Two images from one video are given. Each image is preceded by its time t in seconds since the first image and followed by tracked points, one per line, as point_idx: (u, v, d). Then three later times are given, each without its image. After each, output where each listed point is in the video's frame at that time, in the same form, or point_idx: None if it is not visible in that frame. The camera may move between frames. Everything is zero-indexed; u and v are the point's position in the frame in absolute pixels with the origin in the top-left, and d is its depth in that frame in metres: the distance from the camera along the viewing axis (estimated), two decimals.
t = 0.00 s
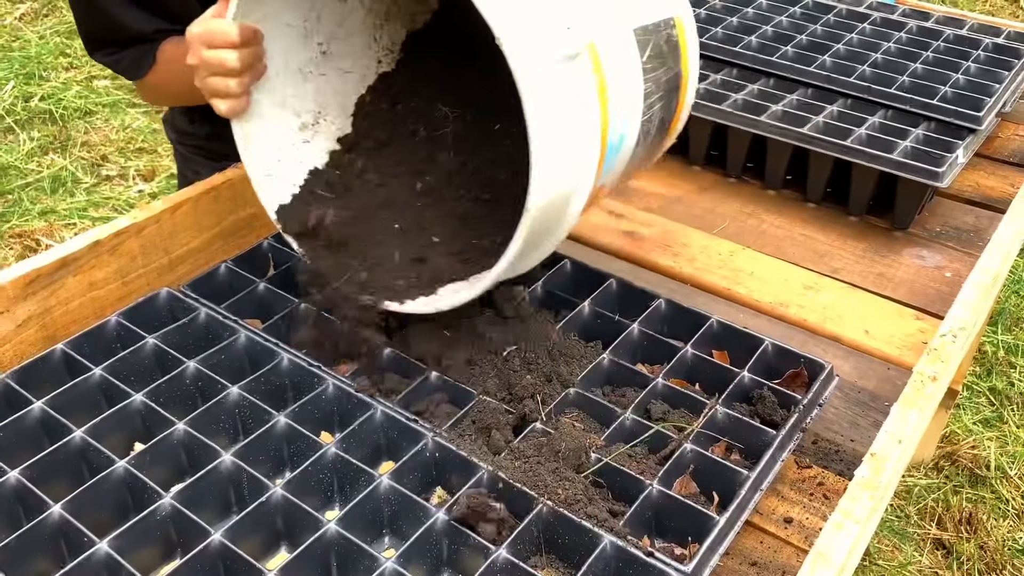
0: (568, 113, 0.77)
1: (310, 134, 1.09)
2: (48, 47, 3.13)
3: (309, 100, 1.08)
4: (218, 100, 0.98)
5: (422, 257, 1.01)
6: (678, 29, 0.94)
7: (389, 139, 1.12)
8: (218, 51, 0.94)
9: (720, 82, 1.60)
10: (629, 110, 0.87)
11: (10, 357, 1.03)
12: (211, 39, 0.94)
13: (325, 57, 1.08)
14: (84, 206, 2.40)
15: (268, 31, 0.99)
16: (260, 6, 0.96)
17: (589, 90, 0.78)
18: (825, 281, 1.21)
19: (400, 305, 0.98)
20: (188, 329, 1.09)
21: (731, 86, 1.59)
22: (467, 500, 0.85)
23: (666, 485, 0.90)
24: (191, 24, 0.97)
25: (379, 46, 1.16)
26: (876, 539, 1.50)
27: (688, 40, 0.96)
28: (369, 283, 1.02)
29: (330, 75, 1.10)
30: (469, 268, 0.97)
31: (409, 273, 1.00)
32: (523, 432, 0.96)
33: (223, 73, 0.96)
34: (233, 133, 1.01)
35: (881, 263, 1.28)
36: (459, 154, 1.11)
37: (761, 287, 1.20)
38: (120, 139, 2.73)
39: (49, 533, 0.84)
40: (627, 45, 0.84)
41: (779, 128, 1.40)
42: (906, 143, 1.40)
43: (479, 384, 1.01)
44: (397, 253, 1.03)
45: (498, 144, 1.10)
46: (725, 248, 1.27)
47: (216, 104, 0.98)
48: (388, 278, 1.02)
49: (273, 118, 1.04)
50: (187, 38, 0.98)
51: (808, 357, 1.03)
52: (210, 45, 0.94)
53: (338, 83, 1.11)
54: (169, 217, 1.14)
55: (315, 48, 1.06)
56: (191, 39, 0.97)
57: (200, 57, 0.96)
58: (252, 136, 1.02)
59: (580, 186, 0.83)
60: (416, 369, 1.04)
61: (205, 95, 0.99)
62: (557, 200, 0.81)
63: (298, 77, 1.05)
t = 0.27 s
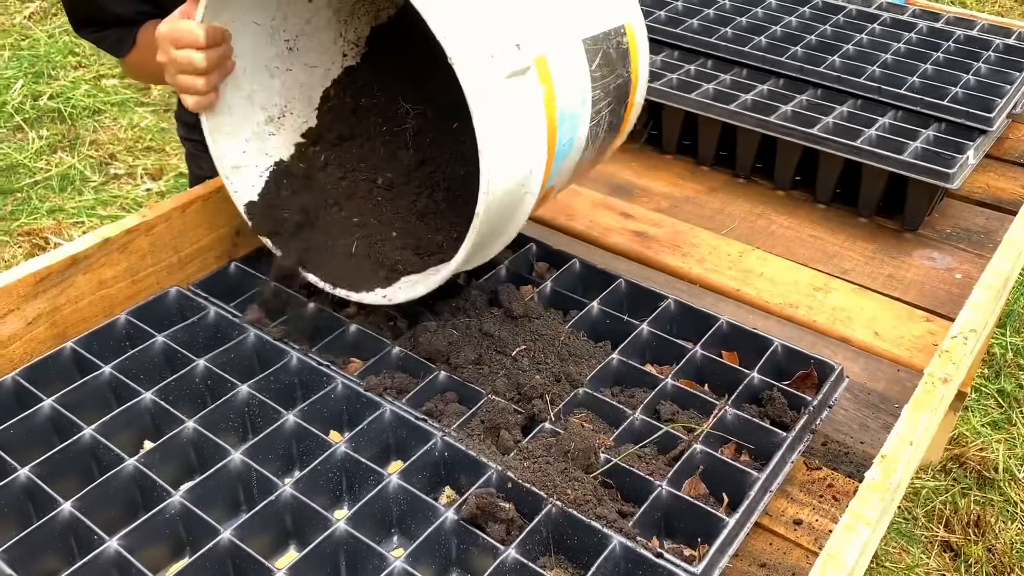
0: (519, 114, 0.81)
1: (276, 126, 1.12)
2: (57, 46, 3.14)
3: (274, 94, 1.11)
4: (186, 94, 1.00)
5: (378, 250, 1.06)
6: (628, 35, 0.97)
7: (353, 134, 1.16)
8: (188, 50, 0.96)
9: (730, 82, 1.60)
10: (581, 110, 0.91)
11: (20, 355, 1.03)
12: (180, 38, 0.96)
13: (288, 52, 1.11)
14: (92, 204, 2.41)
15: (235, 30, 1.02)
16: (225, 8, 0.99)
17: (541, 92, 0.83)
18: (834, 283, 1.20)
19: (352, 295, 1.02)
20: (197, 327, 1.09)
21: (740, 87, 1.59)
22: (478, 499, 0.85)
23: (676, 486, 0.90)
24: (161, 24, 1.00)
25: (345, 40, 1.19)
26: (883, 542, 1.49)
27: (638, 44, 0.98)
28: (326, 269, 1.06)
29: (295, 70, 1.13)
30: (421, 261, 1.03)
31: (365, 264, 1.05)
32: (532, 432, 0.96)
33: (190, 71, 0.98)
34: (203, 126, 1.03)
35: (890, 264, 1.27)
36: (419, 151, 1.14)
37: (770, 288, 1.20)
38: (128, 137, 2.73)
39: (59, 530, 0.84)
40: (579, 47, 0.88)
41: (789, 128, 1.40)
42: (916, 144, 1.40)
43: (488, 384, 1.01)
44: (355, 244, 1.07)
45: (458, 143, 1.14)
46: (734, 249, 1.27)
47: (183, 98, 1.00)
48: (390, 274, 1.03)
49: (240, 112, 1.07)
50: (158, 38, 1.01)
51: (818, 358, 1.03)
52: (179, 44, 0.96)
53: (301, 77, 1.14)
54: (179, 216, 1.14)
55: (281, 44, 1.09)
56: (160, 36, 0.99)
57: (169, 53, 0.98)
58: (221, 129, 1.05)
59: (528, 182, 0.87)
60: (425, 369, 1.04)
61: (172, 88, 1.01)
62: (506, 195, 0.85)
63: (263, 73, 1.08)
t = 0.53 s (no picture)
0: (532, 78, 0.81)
1: (292, 94, 1.13)
2: (69, 44, 3.16)
3: (290, 62, 1.12)
4: (214, 58, 1.02)
5: (395, 210, 1.11)
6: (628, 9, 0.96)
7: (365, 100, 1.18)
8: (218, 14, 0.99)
9: (740, 78, 1.59)
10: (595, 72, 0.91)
11: (31, 347, 1.04)
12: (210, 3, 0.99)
13: (304, 20, 1.12)
14: (103, 200, 2.42)
15: None
16: None
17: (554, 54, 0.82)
18: (845, 279, 1.20)
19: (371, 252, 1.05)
20: (208, 320, 1.09)
21: (751, 83, 1.58)
22: (488, 492, 0.85)
23: (686, 481, 0.90)
24: None
25: (354, 11, 1.19)
26: (893, 540, 1.49)
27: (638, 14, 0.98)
28: (344, 228, 1.11)
29: (311, 38, 1.14)
30: (434, 219, 1.09)
31: (381, 224, 1.10)
32: (542, 425, 0.96)
33: (221, 35, 1.00)
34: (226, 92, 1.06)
35: (902, 261, 1.27)
36: (430, 118, 1.17)
37: (781, 284, 1.19)
38: (138, 134, 2.74)
39: (70, 520, 0.84)
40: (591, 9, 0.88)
41: (800, 123, 1.39)
42: (928, 140, 1.39)
43: (497, 377, 1.01)
44: (373, 204, 1.12)
45: (465, 112, 1.16)
46: (745, 244, 1.27)
47: (211, 62, 1.02)
48: (406, 237, 1.08)
49: (259, 78, 1.09)
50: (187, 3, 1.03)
51: (829, 354, 1.02)
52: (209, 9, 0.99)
53: (316, 45, 1.15)
54: (189, 210, 1.15)
55: (297, 12, 1.11)
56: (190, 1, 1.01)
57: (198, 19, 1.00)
58: (242, 94, 1.08)
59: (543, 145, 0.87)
60: (435, 362, 1.04)
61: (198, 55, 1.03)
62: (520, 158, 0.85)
63: (281, 40, 1.10)
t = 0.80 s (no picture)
0: (598, 34, 0.88)
1: (349, 78, 1.19)
2: (79, 44, 3.18)
3: (346, 47, 1.17)
4: (280, 48, 1.07)
5: (464, 180, 1.18)
6: None
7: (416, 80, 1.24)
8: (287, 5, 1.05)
9: (750, 79, 1.59)
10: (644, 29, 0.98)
11: (43, 347, 1.04)
12: None
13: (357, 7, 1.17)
14: (113, 200, 2.43)
15: None
16: None
17: (617, 14, 0.90)
18: (854, 281, 1.20)
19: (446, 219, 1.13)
20: (218, 321, 1.10)
21: (760, 84, 1.58)
22: (495, 494, 0.85)
23: (694, 483, 0.90)
24: None
25: None
26: (902, 543, 1.48)
27: None
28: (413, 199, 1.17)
29: (361, 24, 1.19)
30: (502, 186, 1.16)
31: (452, 193, 1.17)
32: (550, 427, 0.96)
33: (289, 25, 1.05)
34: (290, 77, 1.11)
35: (911, 263, 1.26)
36: (482, 92, 1.24)
37: (790, 286, 1.19)
38: (148, 134, 2.76)
39: (81, 519, 0.85)
40: None
41: (810, 125, 1.39)
42: (939, 141, 1.38)
43: (506, 378, 1.01)
44: (441, 175, 1.19)
45: (516, 84, 1.24)
46: (754, 246, 1.26)
47: (277, 51, 1.07)
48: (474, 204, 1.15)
49: (322, 65, 1.14)
50: None
51: (838, 356, 1.02)
52: None
53: (366, 31, 1.20)
54: (199, 210, 1.15)
55: None
56: None
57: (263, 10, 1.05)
58: (308, 79, 1.13)
59: (601, 105, 0.95)
60: (443, 363, 1.04)
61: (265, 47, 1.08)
62: (583, 115, 0.93)
63: (337, 26, 1.14)
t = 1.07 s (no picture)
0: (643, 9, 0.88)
1: (400, 59, 1.20)
2: (86, 48, 3.19)
3: (393, 30, 1.17)
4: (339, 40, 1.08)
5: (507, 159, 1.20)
6: None
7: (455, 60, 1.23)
8: None
9: (755, 84, 1.59)
10: None
11: (51, 351, 1.05)
12: None
13: None
14: (120, 203, 2.44)
15: None
16: None
17: None
18: (859, 285, 1.20)
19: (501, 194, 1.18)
20: (225, 325, 1.11)
21: (765, 88, 1.58)
22: (500, 498, 0.85)
23: (699, 488, 0.90)
24: None
25: None
26: (907, 547, 1.48)
27: None
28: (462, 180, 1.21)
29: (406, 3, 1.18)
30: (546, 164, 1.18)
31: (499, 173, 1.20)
32: (555, 431, 0.96)
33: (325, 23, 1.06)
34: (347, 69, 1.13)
35: (916, 267, 1.26)
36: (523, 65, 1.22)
37: (795, 290, 1.19)
38: (154, 138, 2.77)
39: (89, 523, 0.86)
40: None
41: (815, 130, 1.39)
42: (944, 146, 1.38)
43: (511, 383, 1.01)
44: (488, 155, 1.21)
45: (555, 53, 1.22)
46: (759, 251, 1.27)
47: (338, 44, 1.08)
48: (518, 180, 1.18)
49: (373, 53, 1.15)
50: None
51: (843, 361, 1.02)
52: None
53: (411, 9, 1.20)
54: (206, 215, 1.16)
55: None
56: None
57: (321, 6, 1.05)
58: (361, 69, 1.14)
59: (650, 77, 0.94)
60: (449, 367, 1.05)
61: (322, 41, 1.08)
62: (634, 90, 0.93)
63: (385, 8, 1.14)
